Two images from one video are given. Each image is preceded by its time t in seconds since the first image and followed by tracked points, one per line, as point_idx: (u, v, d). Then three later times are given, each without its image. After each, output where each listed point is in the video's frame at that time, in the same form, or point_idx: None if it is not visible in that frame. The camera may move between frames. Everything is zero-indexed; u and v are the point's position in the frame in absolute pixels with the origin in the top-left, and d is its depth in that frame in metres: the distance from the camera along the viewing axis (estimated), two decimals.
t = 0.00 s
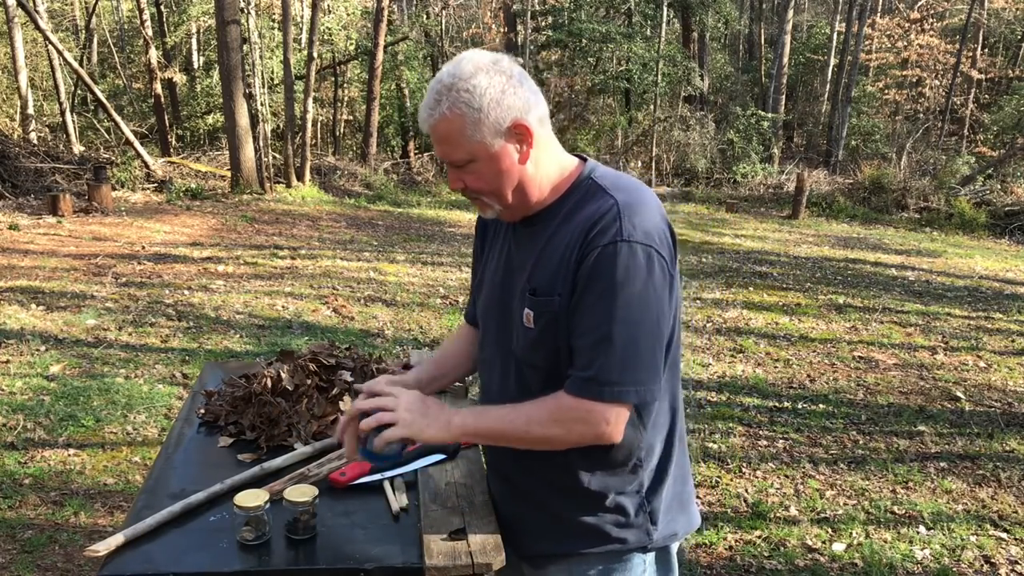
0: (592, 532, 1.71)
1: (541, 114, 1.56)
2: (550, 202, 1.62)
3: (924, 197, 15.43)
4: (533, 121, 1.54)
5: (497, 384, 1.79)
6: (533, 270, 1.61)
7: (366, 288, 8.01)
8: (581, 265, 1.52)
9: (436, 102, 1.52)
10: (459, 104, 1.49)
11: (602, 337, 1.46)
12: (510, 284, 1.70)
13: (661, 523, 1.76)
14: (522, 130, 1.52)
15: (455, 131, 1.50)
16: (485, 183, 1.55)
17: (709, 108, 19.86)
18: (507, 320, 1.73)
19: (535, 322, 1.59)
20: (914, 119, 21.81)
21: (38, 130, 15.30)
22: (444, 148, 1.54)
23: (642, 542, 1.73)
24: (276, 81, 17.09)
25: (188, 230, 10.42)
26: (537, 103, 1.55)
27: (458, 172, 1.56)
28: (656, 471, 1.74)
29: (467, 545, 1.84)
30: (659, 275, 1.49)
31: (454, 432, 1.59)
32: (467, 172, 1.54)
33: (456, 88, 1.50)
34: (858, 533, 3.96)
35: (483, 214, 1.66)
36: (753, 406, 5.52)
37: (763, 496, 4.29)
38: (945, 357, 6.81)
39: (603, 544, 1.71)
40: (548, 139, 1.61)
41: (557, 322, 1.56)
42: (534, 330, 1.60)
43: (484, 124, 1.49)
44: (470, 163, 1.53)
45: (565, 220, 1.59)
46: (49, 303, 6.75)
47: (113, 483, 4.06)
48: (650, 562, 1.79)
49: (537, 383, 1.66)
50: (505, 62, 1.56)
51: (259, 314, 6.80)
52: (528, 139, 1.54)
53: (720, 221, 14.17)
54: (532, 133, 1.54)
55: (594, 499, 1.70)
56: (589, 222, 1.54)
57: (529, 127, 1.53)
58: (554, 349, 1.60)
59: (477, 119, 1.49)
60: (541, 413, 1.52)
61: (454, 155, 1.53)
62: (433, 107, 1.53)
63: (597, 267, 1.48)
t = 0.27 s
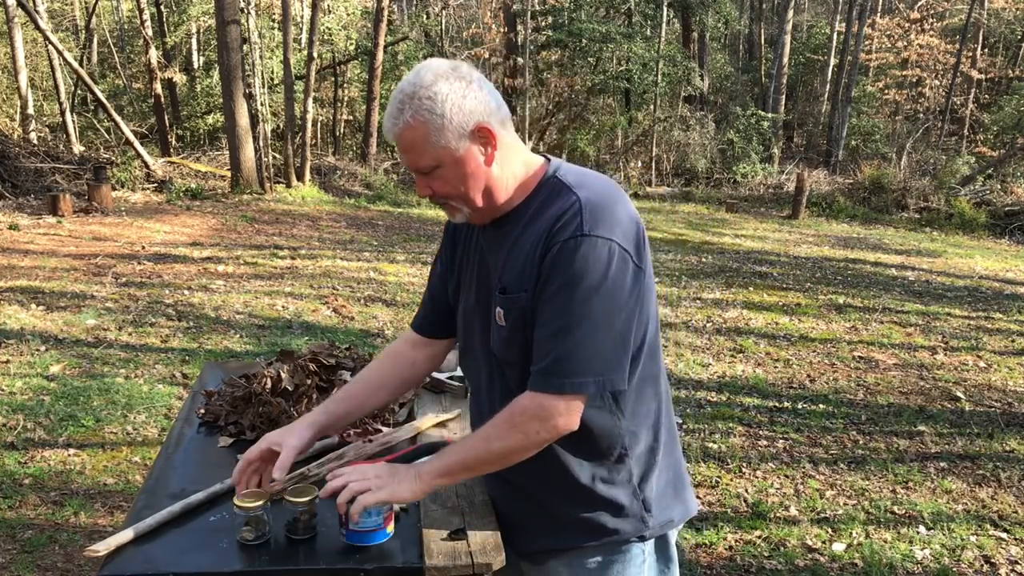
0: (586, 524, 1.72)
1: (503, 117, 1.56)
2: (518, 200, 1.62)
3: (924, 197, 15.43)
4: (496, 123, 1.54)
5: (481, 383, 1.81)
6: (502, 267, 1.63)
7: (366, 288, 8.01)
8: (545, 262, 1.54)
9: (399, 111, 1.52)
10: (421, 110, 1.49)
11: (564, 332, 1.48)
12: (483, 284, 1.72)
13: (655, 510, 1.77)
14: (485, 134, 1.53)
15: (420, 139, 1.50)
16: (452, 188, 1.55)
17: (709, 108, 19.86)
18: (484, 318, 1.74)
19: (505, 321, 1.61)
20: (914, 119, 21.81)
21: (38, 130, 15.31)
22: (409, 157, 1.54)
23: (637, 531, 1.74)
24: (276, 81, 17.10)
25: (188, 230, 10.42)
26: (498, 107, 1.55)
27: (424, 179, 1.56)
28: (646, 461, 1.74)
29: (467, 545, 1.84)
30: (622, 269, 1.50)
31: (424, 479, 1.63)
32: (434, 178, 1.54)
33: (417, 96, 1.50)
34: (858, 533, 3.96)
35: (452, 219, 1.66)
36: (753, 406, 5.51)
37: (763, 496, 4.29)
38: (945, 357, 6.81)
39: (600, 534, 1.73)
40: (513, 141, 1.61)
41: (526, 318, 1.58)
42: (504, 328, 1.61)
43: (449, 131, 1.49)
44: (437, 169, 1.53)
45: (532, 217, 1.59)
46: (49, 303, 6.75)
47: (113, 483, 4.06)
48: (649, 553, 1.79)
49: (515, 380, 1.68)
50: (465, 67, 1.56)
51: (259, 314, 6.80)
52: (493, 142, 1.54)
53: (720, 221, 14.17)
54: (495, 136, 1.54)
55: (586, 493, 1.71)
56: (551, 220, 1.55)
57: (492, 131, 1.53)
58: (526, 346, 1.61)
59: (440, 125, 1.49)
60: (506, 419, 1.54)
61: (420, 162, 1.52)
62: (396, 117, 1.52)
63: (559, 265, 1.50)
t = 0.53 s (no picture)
0: (589, 520, 1.72)
1: (490, 118, 1.56)
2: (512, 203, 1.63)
3: (924, 197, 15.43)
4: (484, 125, 1.54)
5: (480, 386, 1.80)
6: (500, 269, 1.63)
7: (366, 288, 8.01)
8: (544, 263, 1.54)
9: (388, 115, 1.51)
10: (411, 113, 1.49)
11: (564, 332, 1.48)
12: (480, 287, 1.71)
13: (657, 502, 1.77)
14: (475, 136, 1.52)
15: (409, 144, 1.50)
16: (442, 192, 1.55)
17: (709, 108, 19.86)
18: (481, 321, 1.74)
19: (505, 323, 1.61)
20: (914, 119, 21.81)
21: (38, 130, 15.31)
22: (398, 160, 1.53)
23: (640, 525, 1.75)
24: (276, 81, 17.10)
25: (188, 230, 10.42)
26: (485, 108, 1.55)
27: (413, 182, 1.55)
28: (647, 454, 1.74)
29: (467, 545, 1.84)
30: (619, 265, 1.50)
31: (435, 480, 1.62)
32: (424, 182, 1.54)
33: (406, 100, 1.49)
34: (858, 533, 3.96)
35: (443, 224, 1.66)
36: (753, 406, 5.51)
37: (763, 496, 4.29)
38: (946, 357, 6.81)
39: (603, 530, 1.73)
40: (501, 143, 1.61)
41: (527, 319, 1.58)
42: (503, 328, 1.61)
43: (439, 134, 1.49)
44: (427, 173, 1.52)
45: (527, 218, 1.59)
46: (49, 303, 6.75)
47: (113, 483, 4.06)
48: (652, 546, 1.80)
49: (515, 381, 1.67)
50: (452, 71, 1.56)
51: (259, 314, 6.80)
52: (482, 144, 1.54)
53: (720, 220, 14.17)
54: (484, 138, 1.54)
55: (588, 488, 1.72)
56: (548, 220, 1.55)
57: (481, 133, 1.53)
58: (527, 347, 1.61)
59: (430, 128, 1.48)
60: (509, 423, 1.54)
61: (411, 166, 1.52)
62: (385, 121, 1.51)
63: (558, 262, 1.50)
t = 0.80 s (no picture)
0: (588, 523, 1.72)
1: (524, 116, 1.57)
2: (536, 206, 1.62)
3: (924, 197, 15.42)
4: (518, 123, 1.55)
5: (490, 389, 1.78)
6: (527, 271, 1.61)
7: (366, 288, 8.01)
8: (578, 263, 1.53)
9: (424, 102, 1.50)
10: (448, 102, 1.48)
11: (606, 333, 1.48)
12: (501, 289, 1.69)
13: (660, 507, 1.77)
14: (508, 132, 1.53)
15: (442, 133, 1.49)
16: (468, 184, 1.54)
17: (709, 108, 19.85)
18: (498, 323, 1.72)
19: (532, 324, 1.59)
20: (914, 119, 21.80)
21: (37, 130, 15.31)
22: (428, 149, 1.52)
23: (643, 529, 1.74)
24: (276, 81, 17.10)
25: (188, 230, 10.43)
26: (519, 105, 1.56)
27: (439, 173, 1.54)
28: (650, 457, 1.75)
29: (467, 546, 1.84)
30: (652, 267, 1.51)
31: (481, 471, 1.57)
32: (451, 172, 1.53)
33: (445, 89, 1.49)
34: (858, 533, 3.96)
35: (466, 220, 1.63)
36: (753, 406, 5.51)
37: (763, 496, 4.29)
38: (946, 357, 6.81)
39: (608, 533, 1.72)
40: (530, 141, 1.62)
41: (559, 321, 1.57)
42: (530, 331, 1.60)
43: (474, 127, 1.49)
44: (454, 164, 1.52)
45: (556, 220, 1.59)
46: (49, 303, 6.75)
47: (113, 483, 4.06)
48: (654, 551, 1.79)
49: (533, 384, 1.65)
50: (489, 66, 1.57)
51: (259, 314, 6.80)
52: (514, 141, 1.55)
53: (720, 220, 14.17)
54: (517, 135, 1.55)
55: (595, 489, 1.72)
56: (581, 219, 1.55)
57: (515, 130, 1.54)
58: (554, 349, 1.60)
59: (466, 120, 1.48)
60: (555, 421, 1.53)
61: (441, 156, 1.51)
62: (420, 107, 1.50)
63: (596, 265, 1.49)
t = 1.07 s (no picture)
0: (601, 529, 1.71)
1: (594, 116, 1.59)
2: (579, 206, 1.64)
3: (924, 197, 15.42)
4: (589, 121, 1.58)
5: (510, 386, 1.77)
6: (565, 272, 1.63)
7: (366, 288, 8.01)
8: (620, 270, 1.55)
9: (511, 81, 1.48)
10: (534, 85, 1.48)
11: (641, 338, 1.49)
12: (535, 286, 1.70)
13: (670, 519, 1.77)
14: (581, 128, 1.55)
15: (525, 116, 1.48)
16: (535, 171, 1.54)
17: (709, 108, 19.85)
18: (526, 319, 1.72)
19: (568, 324, 1.61)
20: (914, 119, 21.80)
21: (37, 131, 15.30)
22: (505, 130, 1.50)
23: (653, 540, 1.74)
24: (276, 81, 17.11)
25: (188, 230, 10.43)
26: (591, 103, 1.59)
27: (508, 154, 1.52)
28: (666, 469, 1.75)
29: (468, 546, 1.84)
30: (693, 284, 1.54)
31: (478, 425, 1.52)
32: (522, 158, 1.52)
33: (534, 72, 1.48)
34: (858, 533, 3.96)
35: (512, 209, 1.62)
36: (753, 406, 5.52)
37: (763, 496, 4.29)
38: (946, 357, 6.81)
39: (618, 540, 1.72)
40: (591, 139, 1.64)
41: (596, 324, 1.59)
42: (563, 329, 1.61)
43: (557, 116, 1.50)
44: (528, 149, 1.51)
45: (601, 223, 1.61)
46: (49, 302, 6.75)
47: (113, 483, 4.06)
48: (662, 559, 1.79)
49: (560, 385, 1.66)
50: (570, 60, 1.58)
51: (259, 314, 6.80)
52: (584, 136, 1.57)
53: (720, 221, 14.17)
54: (587, 132, 1.57)
55: (610, 496, 1.71)
56: (627, 226, 1.58)
57: (587, 127, 1.56)
58: (588, 352, 1.61)
59: (550, 108, 1.49)
60: (568, 405, 1.50)
61: (518, 139, 1.50)
62: (505, 86, 1.48)
63: (639, 272, 1.52)
